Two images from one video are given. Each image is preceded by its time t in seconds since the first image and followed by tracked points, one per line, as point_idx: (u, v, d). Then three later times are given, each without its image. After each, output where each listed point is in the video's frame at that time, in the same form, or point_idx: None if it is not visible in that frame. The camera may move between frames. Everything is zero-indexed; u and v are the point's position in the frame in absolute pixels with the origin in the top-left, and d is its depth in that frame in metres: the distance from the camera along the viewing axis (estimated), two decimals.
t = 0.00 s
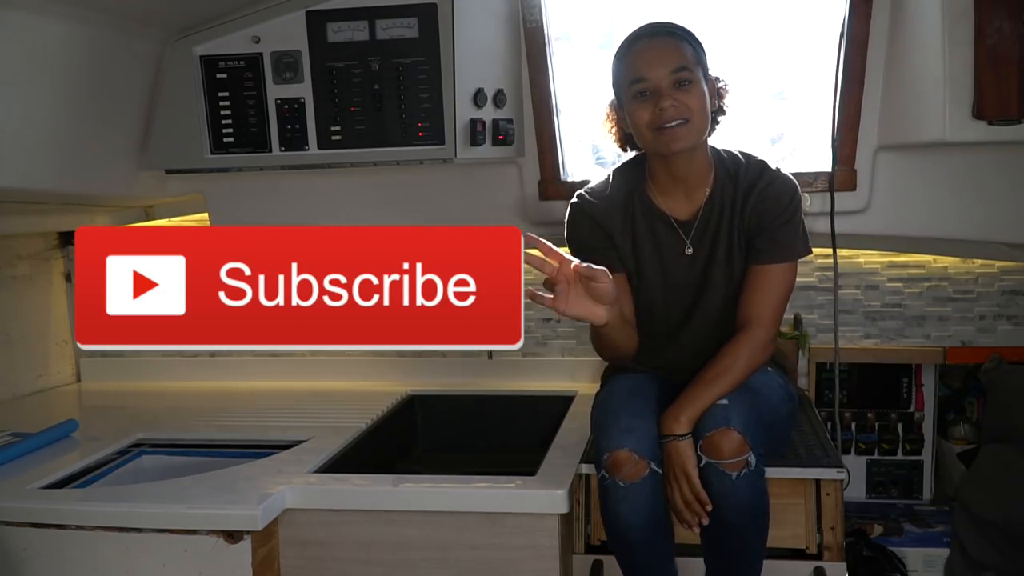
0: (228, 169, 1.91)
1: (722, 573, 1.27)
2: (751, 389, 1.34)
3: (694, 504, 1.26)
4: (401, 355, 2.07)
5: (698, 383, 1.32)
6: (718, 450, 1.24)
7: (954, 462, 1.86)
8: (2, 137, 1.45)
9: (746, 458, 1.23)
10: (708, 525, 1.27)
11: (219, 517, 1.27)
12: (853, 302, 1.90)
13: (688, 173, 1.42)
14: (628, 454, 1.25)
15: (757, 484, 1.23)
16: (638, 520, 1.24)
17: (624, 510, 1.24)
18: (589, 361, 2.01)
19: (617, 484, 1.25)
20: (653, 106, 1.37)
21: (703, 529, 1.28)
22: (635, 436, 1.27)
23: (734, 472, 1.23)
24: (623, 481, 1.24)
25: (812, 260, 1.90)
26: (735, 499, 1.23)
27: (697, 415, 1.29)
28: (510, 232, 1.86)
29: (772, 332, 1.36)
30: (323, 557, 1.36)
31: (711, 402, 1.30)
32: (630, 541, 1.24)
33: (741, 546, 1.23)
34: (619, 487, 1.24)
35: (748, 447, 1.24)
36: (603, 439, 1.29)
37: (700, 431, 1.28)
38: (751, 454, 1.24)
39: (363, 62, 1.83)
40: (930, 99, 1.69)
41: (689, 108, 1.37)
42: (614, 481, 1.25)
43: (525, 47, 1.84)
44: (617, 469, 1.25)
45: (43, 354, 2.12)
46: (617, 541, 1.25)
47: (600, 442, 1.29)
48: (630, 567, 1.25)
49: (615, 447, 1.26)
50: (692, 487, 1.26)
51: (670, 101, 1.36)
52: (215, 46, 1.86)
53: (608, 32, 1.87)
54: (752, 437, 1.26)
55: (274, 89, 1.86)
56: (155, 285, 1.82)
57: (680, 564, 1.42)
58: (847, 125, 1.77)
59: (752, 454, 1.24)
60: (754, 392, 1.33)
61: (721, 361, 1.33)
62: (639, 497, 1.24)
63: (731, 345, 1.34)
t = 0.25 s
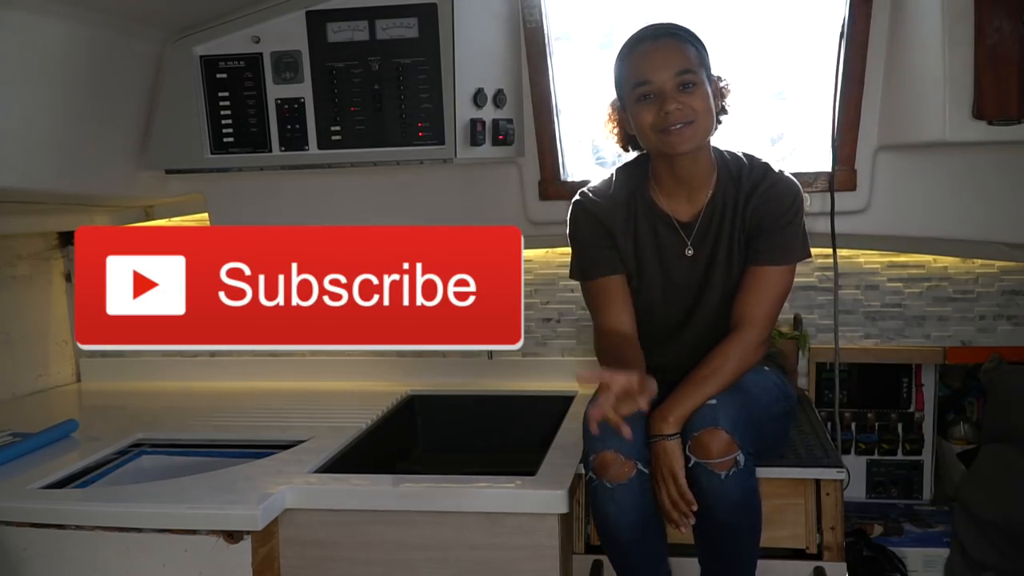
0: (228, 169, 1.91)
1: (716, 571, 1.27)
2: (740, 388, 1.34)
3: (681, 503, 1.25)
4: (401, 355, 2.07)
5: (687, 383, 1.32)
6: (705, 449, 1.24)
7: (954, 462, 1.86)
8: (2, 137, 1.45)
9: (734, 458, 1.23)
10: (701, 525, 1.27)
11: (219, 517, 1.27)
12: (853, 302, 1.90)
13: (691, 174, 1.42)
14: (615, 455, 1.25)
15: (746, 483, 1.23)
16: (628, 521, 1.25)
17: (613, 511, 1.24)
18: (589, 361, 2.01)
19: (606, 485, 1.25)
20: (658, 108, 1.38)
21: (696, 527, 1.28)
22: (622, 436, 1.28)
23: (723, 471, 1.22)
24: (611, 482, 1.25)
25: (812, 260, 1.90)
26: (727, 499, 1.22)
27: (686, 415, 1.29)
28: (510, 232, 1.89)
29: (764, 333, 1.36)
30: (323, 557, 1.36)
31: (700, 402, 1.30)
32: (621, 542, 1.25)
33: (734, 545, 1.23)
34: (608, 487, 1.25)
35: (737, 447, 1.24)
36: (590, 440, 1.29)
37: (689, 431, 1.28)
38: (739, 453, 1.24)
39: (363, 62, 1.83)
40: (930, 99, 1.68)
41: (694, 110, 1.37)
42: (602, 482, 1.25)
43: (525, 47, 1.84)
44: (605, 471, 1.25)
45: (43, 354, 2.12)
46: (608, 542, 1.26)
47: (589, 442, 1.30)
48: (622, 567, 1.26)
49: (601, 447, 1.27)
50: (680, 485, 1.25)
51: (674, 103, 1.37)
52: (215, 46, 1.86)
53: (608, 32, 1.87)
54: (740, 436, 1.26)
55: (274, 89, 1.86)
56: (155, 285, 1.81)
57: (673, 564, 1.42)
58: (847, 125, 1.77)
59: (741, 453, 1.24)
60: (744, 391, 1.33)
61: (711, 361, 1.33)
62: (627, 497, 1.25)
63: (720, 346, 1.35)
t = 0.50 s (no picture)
0: (228, 169, 1.91)
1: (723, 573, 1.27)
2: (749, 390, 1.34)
3: (687, 512, 1.22)
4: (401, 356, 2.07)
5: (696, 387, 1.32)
6: (720, 450, 1.24)
7: (954, 462, 1.86)
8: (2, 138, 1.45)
9: (747, 459, 1.23)
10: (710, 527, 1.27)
11: (219, 517, 1.27)
12: (853, 302, 1.90)
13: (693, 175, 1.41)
14: (628, 454, 1.25)
15: (758, 484, 1.24)
16: (636, 521, 1.24)
17: (623, 511, 1.24)
18: (589, 361, 2.01)
19: (617, 483, 1.24)
20: (659, 111, 1.37)
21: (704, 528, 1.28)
22: (635, 437, 1.28)
23: (734, 472, 1.23)
24: (623, 481, 1.24)
25: (812, 260, 1.90)
26: (737, 500, 1.23)
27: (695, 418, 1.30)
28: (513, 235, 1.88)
29: (766, 329, 1.36)
30: (323, 557, 1.36)
31: (710, 404, 1.31)
32: (628, 542, 1.24)
33: (742, 546, 1.24)
34: (618, 486, 1.24)
35: (750, 448, 1.25)
36: (603, 441, 1.30)
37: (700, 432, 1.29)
38: (752, 455, 1.24)
39: (363, 62, 1.83)
40: (930, 99, 1.68)
41: (695, 112, 1.37)
42: (613, 481, 1.24)
43: (525, 47, 1.84)
44: (617, 469, 1.24)
45: (43, 354, 2.12)
46: (615, 541, 1.26)
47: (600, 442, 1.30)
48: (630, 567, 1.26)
49: (615, 447, 1.27)
50: (695, 494, 1.23)
51: (676, 105, 1.36)
52: (215, 46, 1.86)
53: (608, 32, 1.87)
54: (752, 438, 1.27)
55: (274, 89, 1.86)
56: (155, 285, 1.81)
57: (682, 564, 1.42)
58: (847, 125, 1.77)
59: (754, 454, 1.25)
60: (752, 393, 1.34)
61: (716, 362, 1.33)
62: (638, 498, 1.24)
63: (724, 345, 1.35)
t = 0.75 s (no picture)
0: (228, 169, 1.91)
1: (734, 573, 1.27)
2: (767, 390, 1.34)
3: (702, 504, 1.22)
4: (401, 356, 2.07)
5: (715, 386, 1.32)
6: (740, 450, 1.24)
7: (954, 462, 1.86)
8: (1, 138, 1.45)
9: (767, 461, 1.23)
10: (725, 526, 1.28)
11: (219, 517, 1.27)
12: (853, 302, 1.90)
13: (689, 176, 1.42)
14: (651, 453, 1.25)
15: (775, 486, 1.24)
16: (655, 520, 1.24)
17: (643, 510, 1.24)
18: (589, 361, 2.01)
19: (637, 482, 1.24)
20: (650, 112, 1.37)
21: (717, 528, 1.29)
22: (658, 435, 1.28)
23: (754, 474, 1.23)
24: (645, 480, 1.24)
25: (812, 261, 1.90)
26: (754, 500, 1.23)
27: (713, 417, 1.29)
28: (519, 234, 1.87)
29: (785, 331, 1.36)
30: (324, 557, 1.36)
31: (732, 402, 1.30)
32: (645, 540, 1.24)
33: (756, 548, 1.24)
34: (639, 486, 1.24)
35: (770, 450, 1.25)
36: (624, 439, 1.29)
37: (722, 431, 1.29)
38: (771, 456, 1.25)
39: (363, 62, 1.83)
40: (930, 99, 1.68)
41: (687, 114, 1.36)
42: (635, 479, 1.24)
43: (525, 47, 1.84)
44: (640, 468, 1.24)
45: (43, 354, 2.12)
46: (631, 540, 1.25)
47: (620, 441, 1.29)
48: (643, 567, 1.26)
49: (638, 445, 1.26)
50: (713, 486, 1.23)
51: (667, 107, 1.36)
52: (215, 46, 1.86)
53: (608, 32, 1.87)
54: (772, 439, 1.27)
55: (274, 89, 1.86)
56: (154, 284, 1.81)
57: (686, 564, 1.42)
58: (847, 125, 1.77)
59: (773, 456, 1.25)
60: (771, 393, 1.34)
61: (737, 361, 1.33)
62: (658, 497, 1.24)
63: (745, 346, 1.34)
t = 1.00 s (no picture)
0: (228, 169, 1.91)
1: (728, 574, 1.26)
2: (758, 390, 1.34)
3: (686, 503, 1.22)
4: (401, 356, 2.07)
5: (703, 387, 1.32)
6: (729, 449, 1.24)
7: (954, 462, 1.85)
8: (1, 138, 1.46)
9: (756, 460, 1.23)
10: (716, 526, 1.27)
11: (219, 517, 1.27)
12: (853, 302, 1.90)
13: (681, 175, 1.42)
14: (640, 453, 1.25)
15: (766, 485, 1.23)
16: (647, 520, 1.24)
17: (635, 510, 1.24)
18: (589, 361, 2.01)
19: (628, 483, 1.25)
20: (641, 108, 1.37)
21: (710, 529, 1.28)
22: (648, 436, 1.29)
23: (742, 474, 1.23)
24: (635, 480, 1.24)
25: (812, 260, 1.90)
26: (745, 501, 1.22)
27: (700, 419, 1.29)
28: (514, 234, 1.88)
29: (776, 330, 1.36)
30: (323, 557, 1.36)
31: (721, 402, 1.30)
32: (638, 541, 1.24)
33: (748, 548, 1.23)
34: (630, 486, 1.24)
35: (760, 449, 1.24)
36: (615, 439, 1.30)
37: (712, 431, 1.28)
38: (761, 456, 1.24)
39: (363, 62, 1.83)
40: (930, 99, 1.68)
41: (678, 113, 1.36)
42: (625, 480, 1.25)
43: (525, 47, 1.84)
44: (629, 468, 1.25)
45: (43, 354, 2.12)
46: (624, 541, 1.25)
47: (612, 442, 1.30)
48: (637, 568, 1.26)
49: (626, 445, 1.27)
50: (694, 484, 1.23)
51: (658, 105, 1.36)
52: (215, 46, 1.86)
53: (608, 32, 1.87)
54: (762, 439, 1.26)
55: (274, 89, 1.86)
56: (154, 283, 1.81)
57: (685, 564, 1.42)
58: (847, 125, 1.77)
59: (763, 455, 1.24)
60: (763, 393, 1.34)
61: (727, 360, 1.33)
62: (650, 497, 1.24)
63: (737, 345, 1.34)
